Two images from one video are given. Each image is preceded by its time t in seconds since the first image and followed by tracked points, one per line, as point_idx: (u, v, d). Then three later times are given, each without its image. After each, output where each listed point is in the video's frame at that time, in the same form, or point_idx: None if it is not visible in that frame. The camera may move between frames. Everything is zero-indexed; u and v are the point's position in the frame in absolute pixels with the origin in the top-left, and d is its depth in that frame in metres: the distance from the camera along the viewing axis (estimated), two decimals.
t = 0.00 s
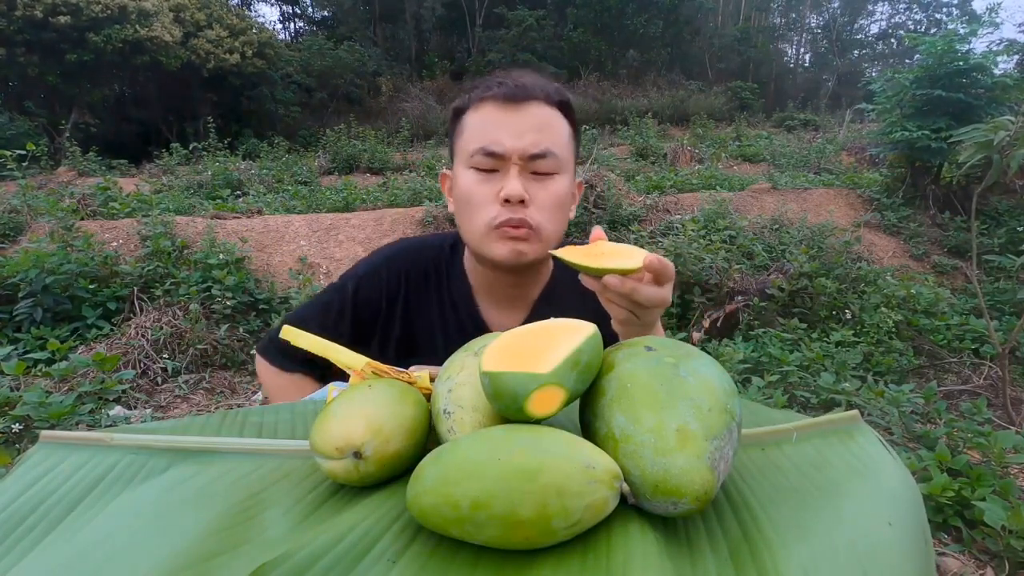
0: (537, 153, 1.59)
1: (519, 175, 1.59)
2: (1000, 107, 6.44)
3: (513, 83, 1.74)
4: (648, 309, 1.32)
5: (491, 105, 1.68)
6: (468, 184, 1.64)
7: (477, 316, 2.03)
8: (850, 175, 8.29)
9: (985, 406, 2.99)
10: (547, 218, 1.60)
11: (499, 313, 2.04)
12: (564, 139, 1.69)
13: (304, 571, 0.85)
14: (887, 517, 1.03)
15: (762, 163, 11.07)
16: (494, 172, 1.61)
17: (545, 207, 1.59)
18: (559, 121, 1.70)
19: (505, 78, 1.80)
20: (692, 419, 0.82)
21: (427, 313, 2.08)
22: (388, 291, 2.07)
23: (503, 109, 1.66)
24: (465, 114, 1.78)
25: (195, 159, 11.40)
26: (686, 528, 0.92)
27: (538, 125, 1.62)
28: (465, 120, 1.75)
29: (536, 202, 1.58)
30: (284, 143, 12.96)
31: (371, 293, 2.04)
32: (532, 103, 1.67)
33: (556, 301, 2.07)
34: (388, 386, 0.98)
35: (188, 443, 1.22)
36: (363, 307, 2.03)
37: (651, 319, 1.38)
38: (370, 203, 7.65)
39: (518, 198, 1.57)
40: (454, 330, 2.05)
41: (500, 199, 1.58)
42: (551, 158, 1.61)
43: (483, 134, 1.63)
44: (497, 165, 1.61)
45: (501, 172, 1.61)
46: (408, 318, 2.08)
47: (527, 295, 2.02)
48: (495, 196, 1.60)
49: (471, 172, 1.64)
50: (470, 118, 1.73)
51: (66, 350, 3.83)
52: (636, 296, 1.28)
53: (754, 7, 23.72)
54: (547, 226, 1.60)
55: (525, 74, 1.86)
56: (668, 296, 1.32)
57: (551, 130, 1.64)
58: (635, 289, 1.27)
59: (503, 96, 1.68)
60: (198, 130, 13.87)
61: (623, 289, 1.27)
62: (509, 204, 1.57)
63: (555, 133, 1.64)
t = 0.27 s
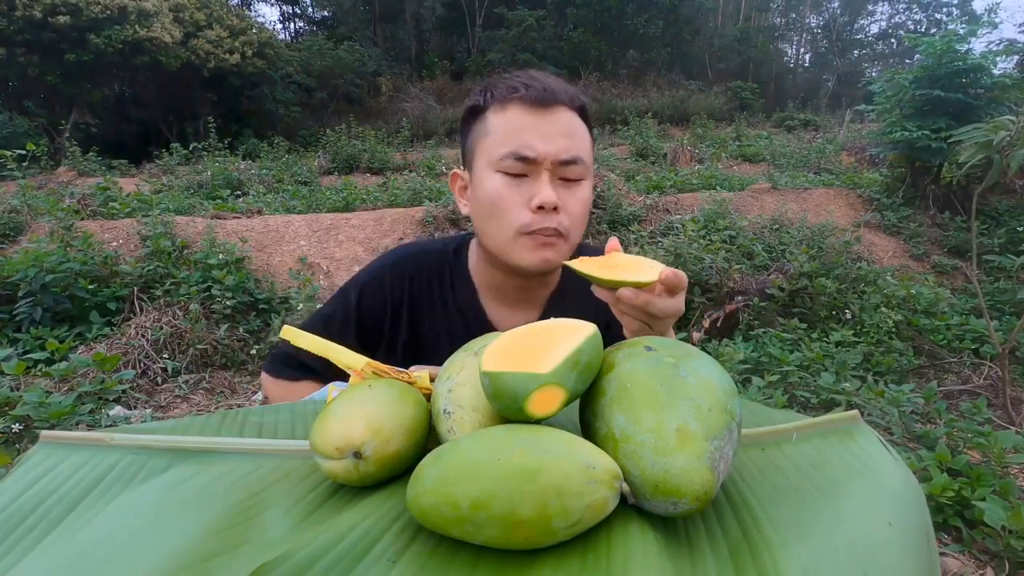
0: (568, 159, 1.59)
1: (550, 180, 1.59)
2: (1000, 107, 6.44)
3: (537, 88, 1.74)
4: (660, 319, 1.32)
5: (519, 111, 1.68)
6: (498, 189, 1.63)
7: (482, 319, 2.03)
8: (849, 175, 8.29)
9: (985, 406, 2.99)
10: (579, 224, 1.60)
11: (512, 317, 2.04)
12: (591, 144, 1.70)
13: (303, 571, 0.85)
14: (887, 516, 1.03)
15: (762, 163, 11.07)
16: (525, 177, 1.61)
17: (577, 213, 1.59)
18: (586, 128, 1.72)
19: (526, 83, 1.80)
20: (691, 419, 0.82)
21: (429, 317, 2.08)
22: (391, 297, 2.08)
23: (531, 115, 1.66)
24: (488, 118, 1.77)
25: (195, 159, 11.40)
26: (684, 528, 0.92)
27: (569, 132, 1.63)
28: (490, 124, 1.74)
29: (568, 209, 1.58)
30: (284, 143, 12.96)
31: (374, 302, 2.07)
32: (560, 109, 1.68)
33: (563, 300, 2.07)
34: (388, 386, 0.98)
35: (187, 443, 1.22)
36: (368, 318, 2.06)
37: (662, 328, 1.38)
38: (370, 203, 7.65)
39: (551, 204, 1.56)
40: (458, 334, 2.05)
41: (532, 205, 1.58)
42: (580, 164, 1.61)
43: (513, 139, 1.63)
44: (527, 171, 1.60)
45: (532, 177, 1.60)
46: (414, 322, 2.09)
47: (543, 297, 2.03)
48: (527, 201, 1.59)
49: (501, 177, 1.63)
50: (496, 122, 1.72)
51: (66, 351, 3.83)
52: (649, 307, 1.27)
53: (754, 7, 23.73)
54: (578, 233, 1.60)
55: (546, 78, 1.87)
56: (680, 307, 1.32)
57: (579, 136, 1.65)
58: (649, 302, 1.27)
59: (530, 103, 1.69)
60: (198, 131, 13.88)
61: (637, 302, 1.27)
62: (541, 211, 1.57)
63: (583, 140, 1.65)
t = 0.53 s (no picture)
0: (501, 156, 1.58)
1: (485, 179, 1.59)
2: (1000, 107, 6.44)
3: (478, 85, 1.73)
4: (644, 318, 1.32)
5: (456, 109, 1.68)
6: (435, 190, 1.63)
7: (459, 320, 2.01)
8: (850, 175, 8.29)
9: (985, 406, 2.99)
10: (514, 221, 1.60)
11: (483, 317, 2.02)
12: (532, 139, 1.69)
13: (304, 571, 0.85)
14: (887, 517, 1.03)
15: (762, 163, 11.07)
16: (460, 176, 1.60)
17: (512, 211, 1.59)
18: (525, 122, 1.70)
19: (472, 79, 1.79)
20: (692, 419, 0.82)
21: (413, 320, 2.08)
22: (375, 303, 2.10)
23: (467, 112, 1.65)
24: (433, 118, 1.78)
25: (195, 159, 11.40)
26: (686, 528, 0.92)
27: (503, 128, 1.62)
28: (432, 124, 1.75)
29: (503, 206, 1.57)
30: (284, 144, 12.96)
31: (359, 309, 2.08)
32: (496, 105, 1.67)
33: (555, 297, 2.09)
34: (388, 387, 0.98)
35: (188, 443, 1.22)
36: (354, 326, 2.08)
37: (648, 327, 1.38)
38: (370, 203, 7.65)
39: (483, 202, 1.56)
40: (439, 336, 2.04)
41: (466, 205, 1.58)
42: (515, 160, 1.60)
43: (448, 138, 1.63)
44: (461, 169, 1.60)
45: (466, 176, 1.60)
46: (396, 327, 2.10)
47: (513, 297, 2.00)
48: (462, 201, 1.59)
49: (438, 177, 1.63)
50: (436, 122, 1.72)
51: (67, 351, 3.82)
52: (632, 306, 1.27)
53: (754, 7, 23.75)
54: (513, 229, 1.60)
55: (493, 73, 1.85)
56: (663, 305, 1.32)
57: (515, 132, 1.63)
58: (631, 301, 1.27)
59: (467, 100, 1.68)
60: (198, 131, 13.89)
61: (618, 302, 1.27)
62: (475, 209, 1.57)
63: (519, 136, 1.64)
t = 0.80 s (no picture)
0: (546, 156, 1.60)
1: (528, 176, 1.59)
2: (1000, 107, 6.44)
3: (519, 85, 1.75)
4: (651, 315, 1.32)
5: (500, 107, 1.69)
6: (477, 185, 1.63)
7: (468, 320, 2.01)
8: (850, 175, 8.29)
9: (985, 406, 2.99)
10: (555, 221, 1.60)
11: (494, 316, 2.03)
12: (572, 144, 1.71)
13: (304, 571, 0.85)
14: (887, 517, 1.02)
15: (762, 163, 11.07)
16: (504, 173, 1.61)
17: (554, 211, 1.60)
18: (567, 126, 1.72)
19: (511, 80, 1.81)
20: (692, 419, 0.82)
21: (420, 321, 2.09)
22: (381, 302, 2.09)
23: (512, 111, 1.67)
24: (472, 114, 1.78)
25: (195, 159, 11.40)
26: (685, 528, 0.92)
27: (548, 128, 1.63)
28: (473, 120, 1.75)
29: (544, 205, 1.58)
30: (284, 144, 12.97)
31: (366, 308, 2.08)
32: (539, 106, 1.69)
33: (558, 298, 2.08)
34: (389, 387, 0.98)
35: (189, 444, 1.22)
36: (360, 325, 2.07)
37: (655, 323, 1.38)
38: (370, 203, 7.65)
39: (527, 201, 1.56)
40: (447, 339, 2.05)
41: (510, 202, 1.58)
42: (559, 161, 1.61)
43: (492, 134, 1.64)
44: (504, 167, 1.61)
45: (511, 173, 1.61)
46: (402, 327, 2.10)
47: (524, 297, 2.02)
48: (505, 198, 1.59)
49: (480, 172, 1.64)
50: (479, 118, 1.73)
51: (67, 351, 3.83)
52: (639, 304, 1.27)
53: (754, 7, 23.76)
54: (553, 230, 1.61)
55: (532, 78, 1.88)
56: (671, 303, 1.31)
57: (559, 133, 1.65)
58: (638, 298, 1.26)
59: (512, 98, 1.70)
60: (198, 131, 13.90)
61: (625, 299, 1.26)
62: (518, 207, 1.57)
63: (562, 137, 1.66)
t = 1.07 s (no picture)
0: (552, 160, 1.59)
1: (536, 183, 1.59)
2: (1000, 107, 6.44)
3: (523, 87, 1.72)
4: (664, 321, 1.32)
5: (503, 111, 1.67)
6: (482, 192, 1.63)
7: (475, 320, 2.02)
8: (850, 175, 8.29)
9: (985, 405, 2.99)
10: (562, 226, 1.62)
11: (503, 316, 2.04)
12: (578, 145, 1.70)
13: (304, 570, 0.85)
14: (887, 517, 1.02)
15: (762, 163, 11.07)
16: (510, 178, 1.61)
17: (561, 217, 1.60)
18: (573, 127, 1.70)
19: (515, 80, 1.78)
20: (691, 418, 0.82)
21: (427, 323, 2.09)
22: (389, 304, 2.09)
23: (517, 114, 1.65)
24: (475, 117, 1.76)
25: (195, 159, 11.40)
26: (685, 527, 0.92)
27: (554, 132, 1.62)
28: (476, 124, 1.73)
29: (552, 211, 1.59)
30: (284, 144, 12.97)
31: (374, 312, 2.07)
32: (544, 109, 1.66)
33: (564, 299, 2.09)
34: (389, 387, 0.98)
35: (189, 444, 1.22)
36: (369, 328, 2.07)
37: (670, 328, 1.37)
38: (370, 203, 7.65)
39: (534, 208, 1.57)
40: (455, 339, 2.06)
41: (516, 209, 1.59)
42: (565, 165, 1.60)
43: (498, 139, 1.63)
44: (511, 172, 1.60)
45: (517, 179, 1.60)
46: (409, 327, 2.10)
47: (531, 297, 2.03)
48: (511, 205, 1.60)
49: (485, 179, 1.63)
50: (483, 121, 1.71)
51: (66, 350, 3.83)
52: (655, 310, 1.26)
53: (754, 8, 23.75)
54: (562, 234, 1.62)
55: (536, 76, 1.84)
56: (684, 308, 1.31)
57: (565, 136, 1.64)
58: (655, 305, 1.26)
59: (515, 102, 1.68)
60: (198, 131, 13.90)
61: (642, 306, 1.26)
62: (525, 214, 1.58)
63: (569, 140, 1.64)
